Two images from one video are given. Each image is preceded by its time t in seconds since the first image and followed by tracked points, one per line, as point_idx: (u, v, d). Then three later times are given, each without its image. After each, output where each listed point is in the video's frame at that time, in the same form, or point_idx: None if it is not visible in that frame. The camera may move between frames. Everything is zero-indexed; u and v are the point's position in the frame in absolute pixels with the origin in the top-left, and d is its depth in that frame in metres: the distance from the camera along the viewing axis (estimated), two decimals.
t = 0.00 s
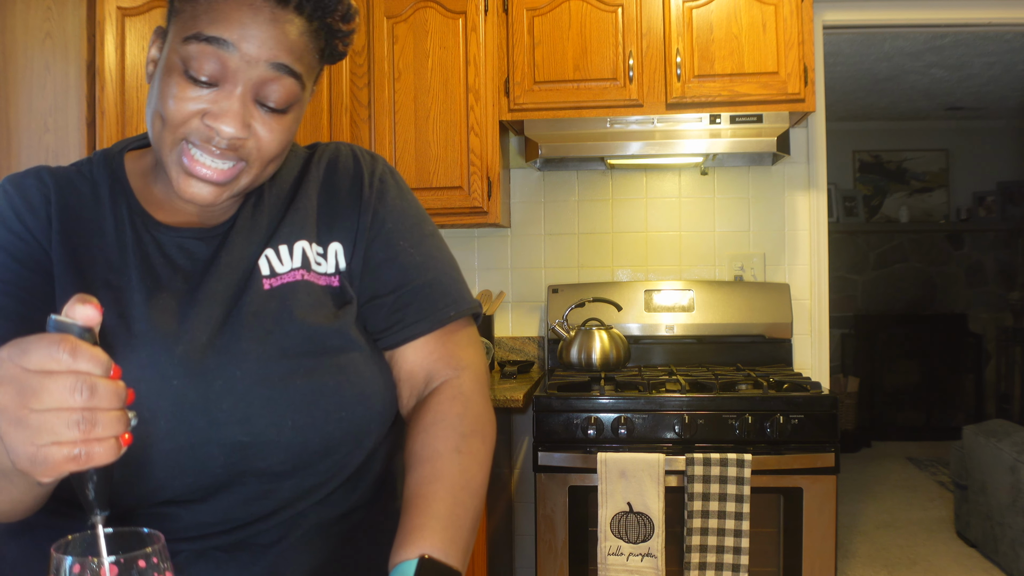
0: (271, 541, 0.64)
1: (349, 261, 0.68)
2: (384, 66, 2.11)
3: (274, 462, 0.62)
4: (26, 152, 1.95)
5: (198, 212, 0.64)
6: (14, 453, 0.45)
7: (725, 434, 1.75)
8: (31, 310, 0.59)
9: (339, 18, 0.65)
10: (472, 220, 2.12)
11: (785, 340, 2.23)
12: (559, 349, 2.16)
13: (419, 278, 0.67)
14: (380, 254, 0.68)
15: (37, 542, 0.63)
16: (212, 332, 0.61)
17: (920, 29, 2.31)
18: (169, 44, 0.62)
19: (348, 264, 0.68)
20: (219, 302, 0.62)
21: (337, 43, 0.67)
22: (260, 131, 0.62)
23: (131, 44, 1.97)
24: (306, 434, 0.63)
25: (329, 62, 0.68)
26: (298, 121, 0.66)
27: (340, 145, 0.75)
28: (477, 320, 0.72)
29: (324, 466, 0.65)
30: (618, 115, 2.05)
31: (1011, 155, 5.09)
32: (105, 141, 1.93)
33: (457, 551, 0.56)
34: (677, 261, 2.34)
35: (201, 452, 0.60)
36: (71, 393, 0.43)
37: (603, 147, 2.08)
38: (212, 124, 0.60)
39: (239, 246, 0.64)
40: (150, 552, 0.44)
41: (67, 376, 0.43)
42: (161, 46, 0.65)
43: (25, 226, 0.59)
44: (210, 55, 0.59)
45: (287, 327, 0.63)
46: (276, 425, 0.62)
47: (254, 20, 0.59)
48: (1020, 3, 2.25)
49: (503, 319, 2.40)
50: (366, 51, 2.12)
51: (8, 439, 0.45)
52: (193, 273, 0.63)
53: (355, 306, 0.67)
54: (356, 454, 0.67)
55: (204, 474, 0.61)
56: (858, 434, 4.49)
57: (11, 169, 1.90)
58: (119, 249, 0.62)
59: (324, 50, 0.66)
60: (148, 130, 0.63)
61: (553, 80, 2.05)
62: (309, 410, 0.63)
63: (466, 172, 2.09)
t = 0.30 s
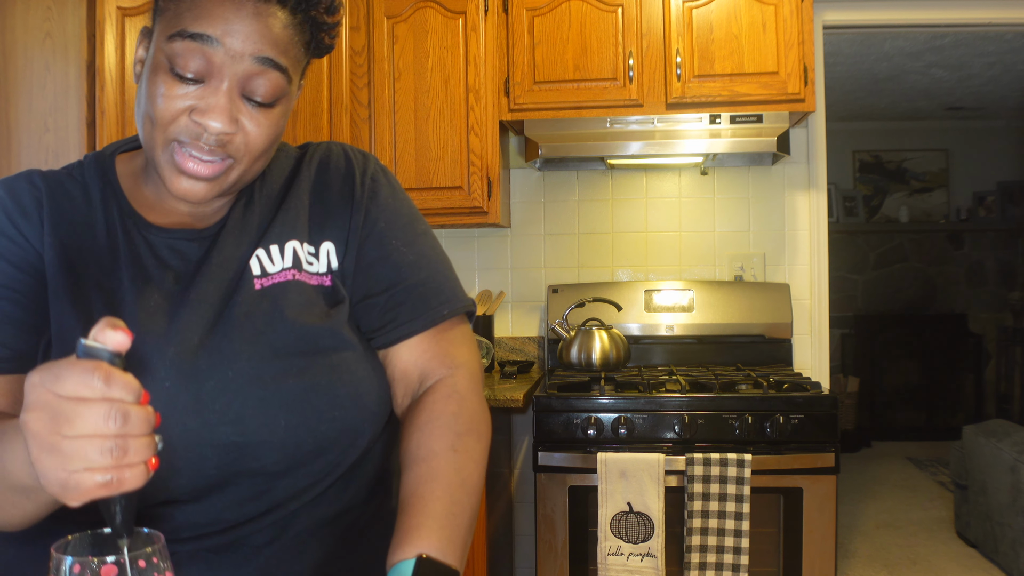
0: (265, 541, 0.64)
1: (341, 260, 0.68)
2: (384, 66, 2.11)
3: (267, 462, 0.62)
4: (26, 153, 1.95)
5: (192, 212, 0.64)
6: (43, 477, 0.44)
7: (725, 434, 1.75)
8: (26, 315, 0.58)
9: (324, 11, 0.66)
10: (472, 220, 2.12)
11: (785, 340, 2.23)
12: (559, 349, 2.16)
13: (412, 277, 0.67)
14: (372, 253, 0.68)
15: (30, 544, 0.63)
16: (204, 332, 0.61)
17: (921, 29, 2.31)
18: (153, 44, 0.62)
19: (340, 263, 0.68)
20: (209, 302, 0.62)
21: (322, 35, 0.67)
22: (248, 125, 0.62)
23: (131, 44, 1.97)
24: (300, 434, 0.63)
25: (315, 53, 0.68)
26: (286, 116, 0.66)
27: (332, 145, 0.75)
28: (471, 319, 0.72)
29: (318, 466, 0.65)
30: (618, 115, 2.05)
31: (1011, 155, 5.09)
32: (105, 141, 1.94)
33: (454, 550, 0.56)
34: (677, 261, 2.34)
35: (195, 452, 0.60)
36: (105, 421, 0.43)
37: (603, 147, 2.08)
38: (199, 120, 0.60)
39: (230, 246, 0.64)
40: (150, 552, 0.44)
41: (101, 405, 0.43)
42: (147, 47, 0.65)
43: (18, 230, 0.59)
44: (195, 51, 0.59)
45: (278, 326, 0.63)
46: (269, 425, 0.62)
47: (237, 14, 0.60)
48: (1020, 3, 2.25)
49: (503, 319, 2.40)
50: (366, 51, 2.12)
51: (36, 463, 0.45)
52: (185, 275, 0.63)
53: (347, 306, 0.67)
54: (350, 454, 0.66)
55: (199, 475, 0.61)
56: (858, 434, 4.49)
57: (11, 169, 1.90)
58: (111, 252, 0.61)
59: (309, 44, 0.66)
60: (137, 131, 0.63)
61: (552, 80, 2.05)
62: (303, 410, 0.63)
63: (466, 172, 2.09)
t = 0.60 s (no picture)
0: (263, 542, 0.64)
1: (340, 260, 0.68)
2: (384, 66, 2.11)
3: (266, 463, 0.62)
4: (25, 152, 1.95)
5: (191, 211, 0.65)
6: (26, 495, 0.45)
7: (725, 434, 1.75)
8: (22, 315, 0.59)
9: (326, 12, 0.66)
10: (472, 220, 2.12)
11: (785, 340, 2.23)
12: (559, 349, 2.16)
13: (411, 278, 0.67)
14: (371, 253, 0.68)
15: (27, 546, 0.62)
16: (201, 332, 0.61)
17: (920, 29, 2.31)
18: (155, 42, 0.62)
19: (339, 263, 0.68)
20: (207, 302, 0.62)
21: (323, 35, 0.68)
22: (249, 125, 0.62)
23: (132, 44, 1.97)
24: (298, 434, 0.63)
25: (316, 54, 0.68)
26: (286, 115, 0.66)
27: (331, 145, 0.75)
28: (469, 320, 0.72)
29: (317, 465, 0.65)
30: (618, 115, 2.05)
31: (1011, 154, 5.09)
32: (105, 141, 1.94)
33: (454, 550, 0.56)
34: (677, 261, 2.34)
35: (193, 452, 0.60)
36: (86, 440, 0.43)
37: (603, 147, 2.08)
38: (201, 119, 0.60)
39: (228, 245, 0.64)
40: (150, 552, 0.44)
41: (82, 423, 0.43)
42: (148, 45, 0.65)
43: (16, 231, 0.59)
44: (197, 50, 0.59)
45: (276, 327, 0.63)
46: (267, 425, 0.62)
47: (239, 14, 0.60)
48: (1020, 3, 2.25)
49: (503, 319, 2.40)
50: (366, 51, 2.12)
51: (19, 481, 0.45)
52: (182, 274, 0.63)
53: (346, 306, 0.67)
54: (348, 454, 0.66)
55: (196, 476, 0.61)
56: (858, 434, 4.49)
57: (11, 169, 1.90)
58: (107, 252, 0.61)
59: (310, 44, 0.66)
60: (136, 129, 0.63)
61: (553, 80, 2.05)
62: (301, 410, 0.63)
63: (466, 172, 2.09)
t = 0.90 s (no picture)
0: (263, 542, 0.64)
1: (340, 260, 0.68)
2: (384, 66, 2.11)
3: (265, 463, 0.62)
4: (26, 152, 1.95)
5: (190, 211, 0.64)
6: (27, 497, 0.44)
7: (725, 434, 1.75)
8: (19, 317, 0.59)
9: (327, 12, 0.66)
10: (472, 220, 2.12)
11: (785, 340, 2.23)
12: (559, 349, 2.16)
13: (411, 278, 0.67)
14: (372, 254, 0.68)
15: (27, 545, 0.62)
16: (200, 331, 0.61)
17: (921, 29, 2.31)
18: (157, 42, 0.61)
19: (339, 264, 0.68)
20: (207, 301, 0.62)
21: (323, 34, 0.68)
22: (251, 126, 0.62)
23: (132, 43, 1.97)
24: (298, 434, 0.63)
25: (317, 53, 0.69)
26: (288, 116, 0.66)
27: (332, 146, 0.75)
28: (469, 320, 0.72)
29: (316, 465, 0.65)
30: (618, 115, 2.05)
31: (1011, 154, 5.08)
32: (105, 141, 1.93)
33: (454, 550, 0.56)
34: (677, 261, 2.34)
35: (192, 453, 0.60)
36: (91, 444, 0.43)
37: (603, 147, 2.07)
38: (203, 120, 0.60)
39: (228, 245, 0.64)
40: (150, 552, 0.44)
41: (88, 428, 0.43)
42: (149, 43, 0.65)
43: (15, 230, 0.59)
44: (200, 51, 0.59)
45: (276, 326, 0.63)
46: (266, 425, 0.62)
47: (242, 14, 0.59)
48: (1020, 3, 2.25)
49: (503, 319, 2.40)
50: (366, 51, 2.12)
51: (20, 483, 0.45)
52: (181, 274, 0.63)
53: (346, 306, 0.67)
54: (348, 454, 0.66)
55: (196, 476, 0.61)
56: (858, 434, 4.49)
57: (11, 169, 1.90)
58: (107, 251, 0.61)
59: (311, 43, 0.66)
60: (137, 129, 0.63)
61: (553, 80, 2.05)
62: (301, 410, 0.63)
63: (466, 172, 2.09)
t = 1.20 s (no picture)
0: (263, 542, 0.64)
1: (340, 259, 0.68)
2: (384, 66, 2.11)
3: (266, 462, 0.62)
4: (26, 152, 1.95)
5: (192, 211, 0.65)
6: (34, 482, 0.45)
7: (725, 434, 1.75)
8: (20, 315, 0.59)
9: (327, 9, 0.66)
10: (473, 220, 2.12)
11: (785, 341, 2.23)
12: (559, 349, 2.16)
13: (412, 275, 0.67)
14: (373, 251, 0.68)
15: (26, 544, 0.62)
16: (200, 331, 0.61)
17: (921, 29, 2.31)
18: (156, 41, 0.62)
19: (339, 262, 0.68)
20: (207, 300, 0.62)
21: (324, 32, 0.67)
22: (250, 123, 0.62)
23: (132, 44, 1.97)
24: (299, 434, 0.63)
25: (317, 51, 0.68)
26: (287, 113, 0.66)
27: (332, 143, 0.75)
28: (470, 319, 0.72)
29: (316, 465, 0.65)
30: (618, 115, 2.05)
31: (1012, 154, 5.08)
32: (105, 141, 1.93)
33: (454, 551, 0.56)
34: (677, 261, 2.34)
35: (192, 452, 0.60)
36: (100, 427, 0.44)
37: (603, 147, 2.07)
38: (202, 117, 0.60)
39: (228, 244, 0.64)
40: (150, 552, 0.44)
41: (97, 411, 0.43)
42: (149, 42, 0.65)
43: (17, 229, 0.59)
44: (198, 48, 0.59)
45: (276, 325, 0.63)
46: (266, 424, 0.62)
47: (239, 10, 0.60)
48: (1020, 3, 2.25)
49: (503, 320, 2.40)
50: (366, 51, 2.12)
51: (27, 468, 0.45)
52: (183, 274, 0.63)
53: (346, 304, 0.67)
54: (348, 454, 0.66)
55: (196, 475, 0.61)
56: (858, 434, 4.49)
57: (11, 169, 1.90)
58: (108, 251, 0.61)
59: (311, 41, 0.66)
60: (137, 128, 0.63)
61: (553, 80, 2.05)
62: (302, 409, 0.63)
63: (466, 172, 2.09)
